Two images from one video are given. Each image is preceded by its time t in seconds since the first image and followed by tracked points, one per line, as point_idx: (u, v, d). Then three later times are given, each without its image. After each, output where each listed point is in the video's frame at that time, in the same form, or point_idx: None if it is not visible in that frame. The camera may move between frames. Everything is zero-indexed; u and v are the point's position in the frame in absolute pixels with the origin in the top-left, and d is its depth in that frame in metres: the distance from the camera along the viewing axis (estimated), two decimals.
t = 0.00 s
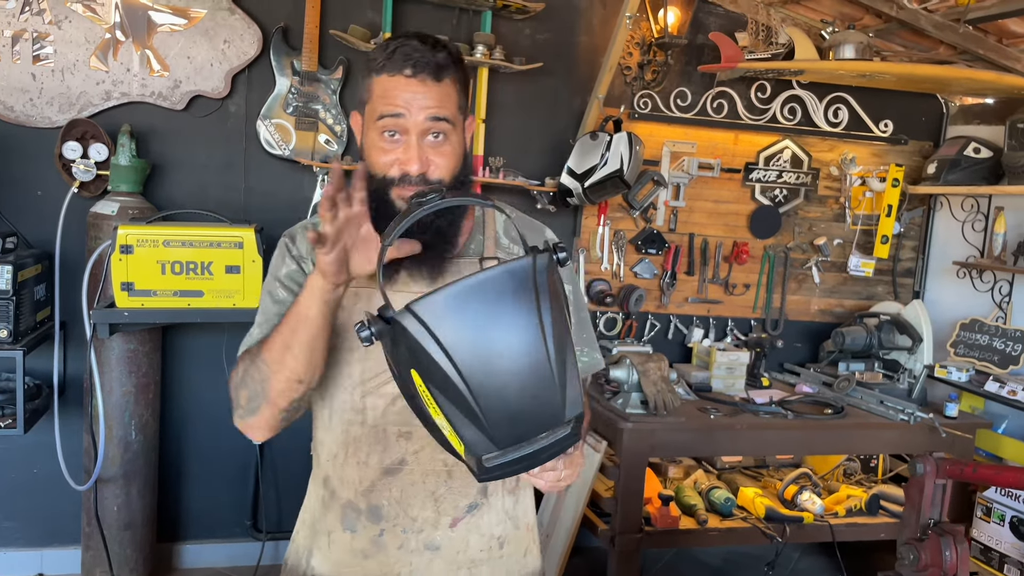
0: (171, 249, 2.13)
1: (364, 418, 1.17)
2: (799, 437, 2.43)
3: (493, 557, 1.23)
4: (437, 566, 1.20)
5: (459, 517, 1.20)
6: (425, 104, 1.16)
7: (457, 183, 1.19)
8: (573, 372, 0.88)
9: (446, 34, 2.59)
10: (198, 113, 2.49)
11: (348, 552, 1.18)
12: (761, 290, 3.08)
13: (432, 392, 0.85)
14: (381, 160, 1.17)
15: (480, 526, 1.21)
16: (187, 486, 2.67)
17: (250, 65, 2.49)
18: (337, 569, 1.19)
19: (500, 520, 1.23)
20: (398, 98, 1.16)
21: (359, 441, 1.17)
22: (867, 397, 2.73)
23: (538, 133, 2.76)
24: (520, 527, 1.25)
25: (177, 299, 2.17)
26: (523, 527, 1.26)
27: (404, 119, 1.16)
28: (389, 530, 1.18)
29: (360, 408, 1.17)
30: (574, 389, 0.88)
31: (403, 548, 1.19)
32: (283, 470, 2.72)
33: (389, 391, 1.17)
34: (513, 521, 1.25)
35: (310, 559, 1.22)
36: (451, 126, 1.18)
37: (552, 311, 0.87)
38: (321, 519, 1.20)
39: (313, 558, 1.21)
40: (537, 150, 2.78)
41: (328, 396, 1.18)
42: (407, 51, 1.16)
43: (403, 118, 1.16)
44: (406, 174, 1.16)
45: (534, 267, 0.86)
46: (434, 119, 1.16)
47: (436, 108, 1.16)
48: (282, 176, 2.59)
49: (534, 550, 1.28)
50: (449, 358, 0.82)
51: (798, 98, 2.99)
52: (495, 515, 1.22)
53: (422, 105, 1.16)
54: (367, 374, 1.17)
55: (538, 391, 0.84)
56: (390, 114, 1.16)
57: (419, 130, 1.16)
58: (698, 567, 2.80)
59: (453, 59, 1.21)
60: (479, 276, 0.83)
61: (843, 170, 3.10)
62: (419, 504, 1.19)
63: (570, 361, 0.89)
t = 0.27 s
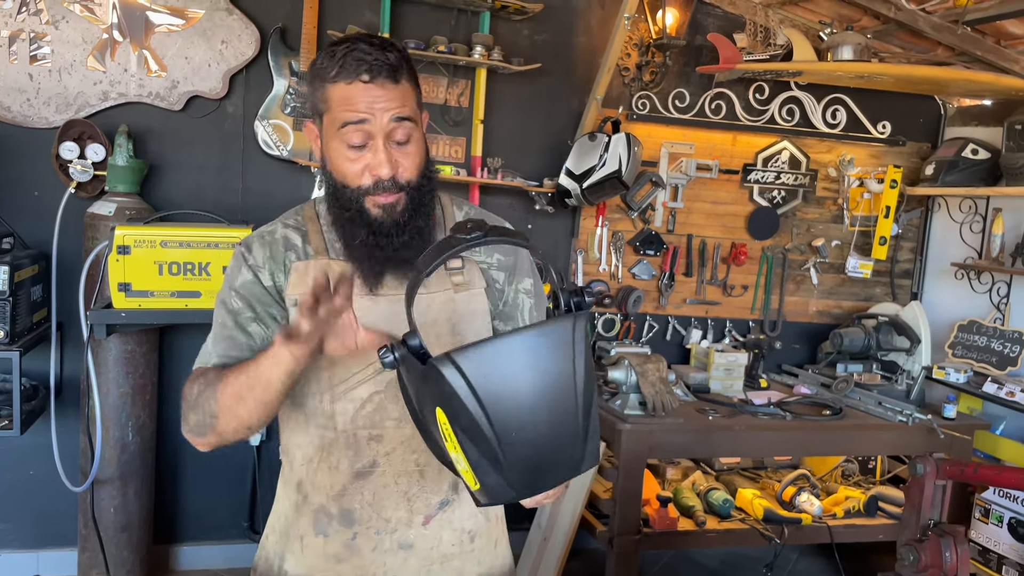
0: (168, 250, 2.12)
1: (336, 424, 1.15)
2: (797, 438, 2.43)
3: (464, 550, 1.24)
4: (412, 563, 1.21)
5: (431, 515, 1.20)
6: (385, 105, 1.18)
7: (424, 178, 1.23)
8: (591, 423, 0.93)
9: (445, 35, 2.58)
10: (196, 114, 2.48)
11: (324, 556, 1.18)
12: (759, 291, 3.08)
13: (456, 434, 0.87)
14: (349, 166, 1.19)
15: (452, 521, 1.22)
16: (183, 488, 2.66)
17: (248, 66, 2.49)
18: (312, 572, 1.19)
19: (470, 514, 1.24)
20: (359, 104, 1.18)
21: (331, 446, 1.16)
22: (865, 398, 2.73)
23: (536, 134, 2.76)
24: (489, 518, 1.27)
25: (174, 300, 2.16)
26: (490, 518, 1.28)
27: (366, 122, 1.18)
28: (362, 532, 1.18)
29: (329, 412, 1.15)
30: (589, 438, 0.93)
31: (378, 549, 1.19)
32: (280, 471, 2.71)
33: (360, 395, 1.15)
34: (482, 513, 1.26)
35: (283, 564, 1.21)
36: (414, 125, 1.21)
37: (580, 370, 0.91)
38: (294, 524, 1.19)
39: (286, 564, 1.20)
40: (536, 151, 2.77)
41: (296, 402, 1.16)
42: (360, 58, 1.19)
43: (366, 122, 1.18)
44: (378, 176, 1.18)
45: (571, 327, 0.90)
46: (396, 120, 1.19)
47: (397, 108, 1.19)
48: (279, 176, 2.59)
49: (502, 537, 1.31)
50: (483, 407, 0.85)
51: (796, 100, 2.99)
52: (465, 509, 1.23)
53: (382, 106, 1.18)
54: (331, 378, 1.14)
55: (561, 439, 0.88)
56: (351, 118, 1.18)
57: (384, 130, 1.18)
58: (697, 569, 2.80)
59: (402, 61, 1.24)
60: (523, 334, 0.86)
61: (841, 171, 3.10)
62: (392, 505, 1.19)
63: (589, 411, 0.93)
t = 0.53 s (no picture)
0: (165, 248, 2.11)
1: (324, 413, 1.15)
2: (795, 437, 2.43)
3: (450, 540, 1.22)
4: (400, 553, 1.19)
5: (419, 504, 1.19)
6: (382, 126, 1.12)
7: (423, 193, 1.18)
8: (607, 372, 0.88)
9: (442, 34, 2.58)
10: (193, 113, 2.48)
11: (312, 549, 1.17)
12: (757, 290, 3.08)
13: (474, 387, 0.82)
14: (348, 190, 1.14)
15: (440, 510, 1.21)
16: (181, 487, 2.66)
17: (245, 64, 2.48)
18: (299, 565, 1.18)
19: (456, 503, 1.22)
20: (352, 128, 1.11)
21: (317, 437, 1.15)
22: (862, 396, 2.73)
23: (534, 133, 2.76)
24: (475, 509, 1.25)
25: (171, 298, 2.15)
26: (476, 509, 1.25)
27: (364, 147, 1.12)
28: (351, 522, 1.17)
29: (319, 401, 1.15)
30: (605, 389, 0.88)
31: (367, 539, 1.18)
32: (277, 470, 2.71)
33: (349, 385, 1.16)
34: (468, 504, 1.24)
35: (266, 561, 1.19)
36: (408, 145, 1.15)
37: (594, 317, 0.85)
38: (279, 519, 1.18)
39: (270, 560, 1.19)
40: (534, 150, 2.77)
41: (279, 393, 1.16)
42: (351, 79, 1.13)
43: (362, 148, 1.12)
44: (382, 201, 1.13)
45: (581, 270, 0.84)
46: (394, 140, 1.13)
47: (393, 127, 1.13)
48: (277, 175, 2.58)
49: (488, 529, 1.28)
50: (503, 355, 0.80)
51: (793, 98, 2.99)
52: (450, 499, 1.22)
53: (378, 130, 1.12)
54: (323, 368, 1.15)
55: (585, 389, 0.83)
56: (347, 145, 1.12)
57: (381, 154, 1.12)
58: (694, 568, 2.80)
59: (391, 76, 1.18)
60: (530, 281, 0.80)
61: (839, 170, 3.10)
62: (381, 494, 1.18)
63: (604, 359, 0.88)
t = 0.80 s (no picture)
0: (160, 246, 2.11)
1: (322, 408, 1.14)
2: (791, 434, 2.43)
3: (449, 535, 1.23)
4: (398, 548, 1.20)
5: (419, 499, 1.20)
6: (378, 78, 1.19)
7: (409, 159, 1.22)
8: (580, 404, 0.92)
9: (438, 31, 2.58)
10: (188, 110, 2.47)
11: (311, 543, 1.16)
12: (753, 287, 3.08)
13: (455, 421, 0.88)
14: (336, 136, 1.19)
15: (438, 506, 1.22)
16: (177, 486, 2.65)
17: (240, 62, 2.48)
18: (297, 560, 1.17)
19: (454, 499, 1.24)
20: (352, 73, 1.19)
21: (315, 433, 1.14)
22: (859, 393, 2.74)
23: (530, 131, 2.76)
24: (470, 502, 1.27)
25: (166, 296, 2.15)
26: (473, 505, 1.28)
27: (357, 92, 1.19)
28: (349, 517, 1.17)
29: (319, 395, 1.14)
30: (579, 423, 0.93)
31: (365, 533, 1.18)
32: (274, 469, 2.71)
33: (347, 381, 1.14)
34: (465, 498, 1.27)
35: (262, 556, 1.18)
36: (404, 103, 1.22)
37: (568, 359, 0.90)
38: (275, 514, 1.17)
39: (267, 555, 1.18)
40: (530, 147, 2.77)
41: (278, 391, 1.14)
42: (363, 36, 1.21)
43: (357, 91, 1.19)
44: (362, 149, 1.18)
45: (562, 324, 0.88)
46: (386, 94, 1.20)
47: (388, 82, 1.20)
48: (272, 172, 2.58)
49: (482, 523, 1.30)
50: (480, 399, 0.85)
51: (789, 96, 2.99)
52: (449, 494, 1.24)
53: (374, 81, 1.19)
54: (323, 364, 1.14)
55: (555, 429, 0.89)
56: (343, 88, 1.19)
57: (374, 103, 1.19)
58: (692, 565, 2.80)
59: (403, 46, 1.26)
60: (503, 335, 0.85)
61: (835, 167, 3.10)
62: (380, 488, 1.18)
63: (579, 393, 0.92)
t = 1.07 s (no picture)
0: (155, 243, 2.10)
1: (317, 377, 1.15)
2: (787, 429, 2.43)
3: (430, 529, 1.20)
4: (376, 532, 1.18)
5: (402, 484, 1.19)
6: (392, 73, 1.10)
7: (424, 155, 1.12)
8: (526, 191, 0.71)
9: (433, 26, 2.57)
10: (181, 106, 2.47)
11: (290, 513, 1.14)
12: (749, 282, 3.08)
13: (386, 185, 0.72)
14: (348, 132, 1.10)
15: (422, 494, 1.20)
16: (172, 483, 2.65)
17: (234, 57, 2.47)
18: (275, 529, 1.15)
19: (440, 492, 1.21)
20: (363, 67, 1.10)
21: (308, 401, 1.14)
22: (854, 388, 2.75)
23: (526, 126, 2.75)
24: (460, 504, 1.23)
25: (160, 293, 2.15)
26: (462, 507, 1.23)
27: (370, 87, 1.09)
28: (330, 492, 1.16)
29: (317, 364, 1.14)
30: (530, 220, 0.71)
31: (344, 512, 1.17)
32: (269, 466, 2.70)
33: (344, 353, 1.15)
34: (454, 496, 1.22)
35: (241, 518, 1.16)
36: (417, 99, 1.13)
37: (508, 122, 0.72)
38: (259, 478, 1.15)
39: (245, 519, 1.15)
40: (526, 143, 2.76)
41: (277, 356, 1.13)
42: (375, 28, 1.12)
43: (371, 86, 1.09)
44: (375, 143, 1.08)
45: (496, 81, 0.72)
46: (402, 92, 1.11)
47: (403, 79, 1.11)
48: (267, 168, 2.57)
49: (475, 529, 1.25)
50: (396, 141, 0.70)
51: (785, 91, 2.99)
52: (434, 485, 1.21)
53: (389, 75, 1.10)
54: (323, 334, 1.15)
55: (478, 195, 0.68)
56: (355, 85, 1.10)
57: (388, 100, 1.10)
58: (688, 560, 2.80)
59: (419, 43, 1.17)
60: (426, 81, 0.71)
61: (831, 162, 3.09)
62: (365, 469, 1.17)
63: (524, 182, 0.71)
